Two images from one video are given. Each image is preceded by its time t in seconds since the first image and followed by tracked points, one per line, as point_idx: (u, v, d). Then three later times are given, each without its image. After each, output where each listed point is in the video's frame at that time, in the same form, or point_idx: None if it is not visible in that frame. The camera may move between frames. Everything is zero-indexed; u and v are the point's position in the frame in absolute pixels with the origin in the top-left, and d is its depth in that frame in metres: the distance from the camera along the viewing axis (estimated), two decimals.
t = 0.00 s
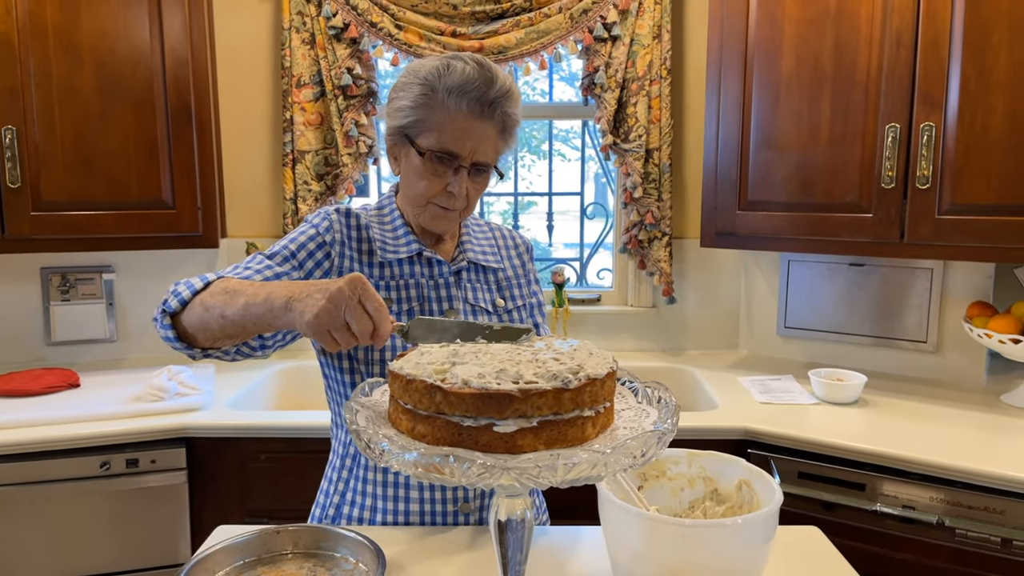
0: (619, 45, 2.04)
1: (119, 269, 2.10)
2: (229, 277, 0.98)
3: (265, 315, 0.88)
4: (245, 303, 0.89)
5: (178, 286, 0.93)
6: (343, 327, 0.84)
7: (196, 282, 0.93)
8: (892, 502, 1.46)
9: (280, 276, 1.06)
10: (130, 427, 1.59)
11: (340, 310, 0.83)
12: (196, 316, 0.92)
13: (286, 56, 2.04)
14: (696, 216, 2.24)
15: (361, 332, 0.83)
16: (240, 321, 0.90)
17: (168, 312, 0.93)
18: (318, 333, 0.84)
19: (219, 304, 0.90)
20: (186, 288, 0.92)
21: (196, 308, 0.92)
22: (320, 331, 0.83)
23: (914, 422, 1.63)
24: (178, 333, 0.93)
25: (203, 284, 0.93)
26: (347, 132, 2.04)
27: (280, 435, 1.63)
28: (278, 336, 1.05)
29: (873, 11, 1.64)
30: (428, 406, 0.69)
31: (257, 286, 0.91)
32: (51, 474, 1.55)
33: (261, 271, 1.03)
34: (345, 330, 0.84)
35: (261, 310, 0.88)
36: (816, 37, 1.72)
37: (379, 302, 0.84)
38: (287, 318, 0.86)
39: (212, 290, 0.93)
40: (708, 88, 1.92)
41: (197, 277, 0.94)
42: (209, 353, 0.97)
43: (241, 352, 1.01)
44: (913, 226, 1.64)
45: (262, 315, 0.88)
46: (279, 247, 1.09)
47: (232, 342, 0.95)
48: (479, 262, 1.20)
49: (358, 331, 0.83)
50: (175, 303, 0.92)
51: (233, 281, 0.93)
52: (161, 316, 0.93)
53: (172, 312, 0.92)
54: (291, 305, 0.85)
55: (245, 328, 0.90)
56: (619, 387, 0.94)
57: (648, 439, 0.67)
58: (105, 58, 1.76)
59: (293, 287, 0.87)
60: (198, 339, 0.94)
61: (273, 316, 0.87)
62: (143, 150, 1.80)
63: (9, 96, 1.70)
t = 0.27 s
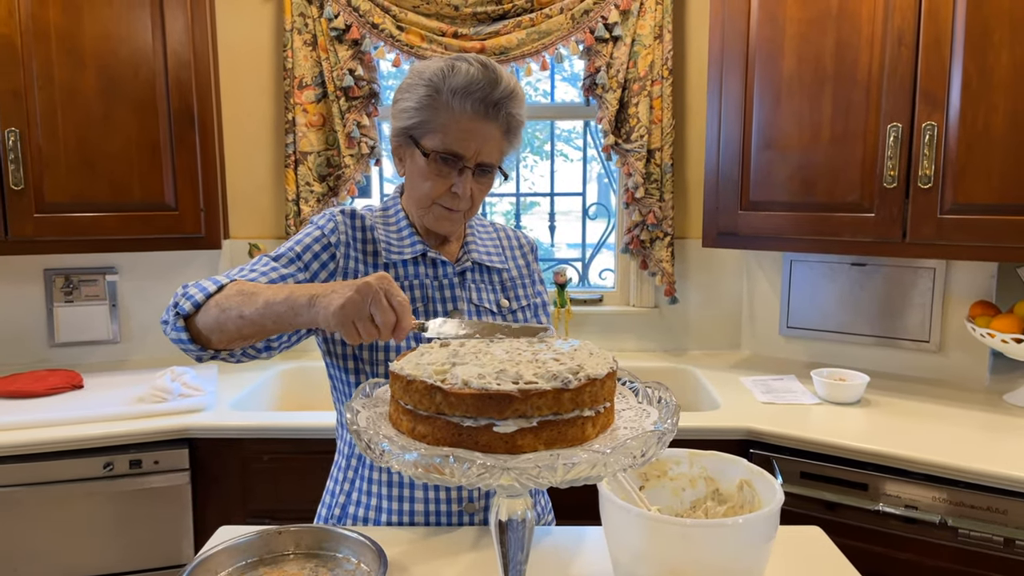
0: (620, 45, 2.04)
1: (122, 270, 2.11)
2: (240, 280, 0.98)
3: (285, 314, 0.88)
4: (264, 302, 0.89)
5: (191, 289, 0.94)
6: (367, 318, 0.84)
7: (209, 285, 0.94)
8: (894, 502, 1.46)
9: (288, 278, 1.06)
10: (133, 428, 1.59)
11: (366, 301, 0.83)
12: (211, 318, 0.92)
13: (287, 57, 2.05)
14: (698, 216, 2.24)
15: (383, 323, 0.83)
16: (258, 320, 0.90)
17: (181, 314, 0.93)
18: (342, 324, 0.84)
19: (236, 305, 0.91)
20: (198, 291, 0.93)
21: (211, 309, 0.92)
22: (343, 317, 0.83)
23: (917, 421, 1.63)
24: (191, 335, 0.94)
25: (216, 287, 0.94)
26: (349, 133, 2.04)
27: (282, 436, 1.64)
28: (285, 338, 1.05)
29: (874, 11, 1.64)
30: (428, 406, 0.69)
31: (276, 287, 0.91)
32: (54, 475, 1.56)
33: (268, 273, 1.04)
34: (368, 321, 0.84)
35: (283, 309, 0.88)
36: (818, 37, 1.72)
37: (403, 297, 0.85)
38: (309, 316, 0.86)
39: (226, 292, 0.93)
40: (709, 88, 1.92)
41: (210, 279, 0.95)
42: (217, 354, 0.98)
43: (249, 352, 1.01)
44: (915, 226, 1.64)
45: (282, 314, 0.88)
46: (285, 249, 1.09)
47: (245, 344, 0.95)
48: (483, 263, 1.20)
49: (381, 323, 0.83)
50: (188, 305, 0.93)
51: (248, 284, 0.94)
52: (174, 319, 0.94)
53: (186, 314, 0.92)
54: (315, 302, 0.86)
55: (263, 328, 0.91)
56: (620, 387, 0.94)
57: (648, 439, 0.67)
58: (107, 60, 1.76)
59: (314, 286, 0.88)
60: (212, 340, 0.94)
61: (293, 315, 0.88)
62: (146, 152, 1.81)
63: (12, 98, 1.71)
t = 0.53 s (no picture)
0: (622, 48, 2.05)
1: (125, 271, 2.12)
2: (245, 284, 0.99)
3: (295, 313, 0.89)
4: (275, 303, 0.90)
5: (199, 292, 0.94)
6: (382, 305, 0.83)
7: (217, 288, 0.94)
8: (895, 505, 1.46)
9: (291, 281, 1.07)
10: (135, 428, 1.60)
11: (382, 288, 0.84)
12: (219, 318, 0.92)
13: (291, 59, 2.05)
14: (700, 219, 2.24)
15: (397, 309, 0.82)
16: (267, 322, 0.90)
17: (188, 316, 0.93)
18: (355, 306, 0.83)
19: (246, 306, 0.92)
20: (206, 293, 0.94)
21: (220, 310, 0.92)
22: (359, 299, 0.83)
23: (919, 425, 1.63)
24: (199, 337, 0.94)
25: (224, 290, 0.94)
26: (352, 135, 2.04)
27: (283, 437, 1.64)
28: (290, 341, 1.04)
29: (876, 14, 1.64)
30: (428, 408, 0.70)
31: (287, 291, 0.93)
32: (56, 475, 1.56)
33: (272, 276, 1.04)
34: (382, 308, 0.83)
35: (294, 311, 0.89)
36: (820, 40, 1.72)
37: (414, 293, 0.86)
38: (318, 314, 0.87)
39: (235, 295, 0.94)
40: (711, 91, 1.92)
41: (218, 282, 0.95)
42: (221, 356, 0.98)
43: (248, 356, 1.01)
44: (917, 229, 1.64)
45: (293, 314, 0.89)
46: (288, 251, 1.09)
47: (253, 346, 0.95)
48: (486, 265, 1.20)
49: (394, 309, 0.82)
50: (195, 307, 0.93)
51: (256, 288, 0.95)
52: (182, 321, 0.94)
53: (193, 316, 0.93)
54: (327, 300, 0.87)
55: (271, 329, 0.91)
56: (620, 390, 0.94)
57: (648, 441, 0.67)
58: (111, 62, 1.77)
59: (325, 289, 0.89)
60: (218, 342, 0.94)
61: (305, 312, 0.88)
62: (149, 154, 1.82)
63: (16, 100, 1.71)
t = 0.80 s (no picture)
0: (625, 47, 2.05)
1: (129, 271, 2.12)
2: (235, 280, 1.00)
3: (271, 314, 0.89)
4: (255, 303, 0.91)
5: (186, 283, 0.95)
6: (358, 300, 0.83)
7: (204, 281, 0.95)
8: (899, 504, 1.46)
9: (281, 280, 1.07)
10: (139, 428, 1.60)
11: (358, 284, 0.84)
12: (202, 313, 0.93)
13: (293, 59, 2.06)
14: (703, 218, 2.24)
15: (375, 304, 0.83)
16: (245, 321, 0.91)
17: (174, 307, 0.94)
18: (332, 299, 0.83)
19: (229, 304, 0.92)
20: (193, 287, 0.94)
21: (204, 305, 0.93)
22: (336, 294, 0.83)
23: (922, 423, 1.62)
24: (181, 328, 0.95)
25: (211, 285, 0.95)
26: (354, 134, 2.04)
27: (286, 437, 1.64)
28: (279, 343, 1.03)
29: (879, 12, 1.63)
30: (430, 408, 0.70)
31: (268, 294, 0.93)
32: (60, 475, 1.57)
33: (262, 274, 1.05)
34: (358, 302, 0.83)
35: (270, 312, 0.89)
36: (823, 38, 1.71)
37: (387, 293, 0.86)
38: (293, 317, 0.87)
39: (220, 291, 0.94)
40: (714, 90, 1.92)
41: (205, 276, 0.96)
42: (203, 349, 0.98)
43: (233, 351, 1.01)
44: (921, 228, 1.63)
45: (269, 315, 0.89)
46: (286, 249, 1.10)
47: (231, 343, 0.95)
48: (489, 264, 1.20)
49: (373, 303, 0.83)
50: (180, 299, 0.94)
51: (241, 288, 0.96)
52: (166, 311, 0.94)
53: (177, 308, 0.93)
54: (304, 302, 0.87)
55: (247, 329, 0.91)
56: (622, 388, 0.94)
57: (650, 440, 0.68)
58: (115, 63, 1.77)
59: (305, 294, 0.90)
60: (199, 335, 0.95)
61: (280, 313, 0.88)
62: (152, 154, 1.82)
63: (19, 100, 1.71)
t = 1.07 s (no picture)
0: (627, 43, 2.04)
1: (131, 268, 2.12)
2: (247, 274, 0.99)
3: (284, 309, 0.89)
4: (265, 298, 0.90)
5: (196, 280, 0.94)
6: (352, 302, 0.83)
7: (213, 277, 0.94)
8: (901, 502, 1.46)
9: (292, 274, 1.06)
10: (142, 424, 1.60)
11: (350, 285, 0.83)
12: (212, 309, 0.92)
13: (295, 56, 2.05)
14: (706, 215, 2.23)
15: (369, 303, 0.82)
16: (258, 316, 0.91)
17: (185, 304, 0.94)
18: (327, 308, 0.85)
19: (239, 299, 0.92)
20: (203, 283, 0.94)
21: (215, 301, 0.93)
22: (329, 302, 0.84)
23: (925, 421, 1.62)
24: (193, 325, 0.95)
25: (220, 280, 0.94)
26: (356, 131, 2.04)
27: (288, 434, 1.64)
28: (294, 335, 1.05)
29: (883, 8, 1.63)
30: (432, 405, 0.70)
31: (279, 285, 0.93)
32: (63, 471, 1.57)
33: (273, 268, 1.05)
34: (353, 305, 0.83)
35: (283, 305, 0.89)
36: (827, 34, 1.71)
37: (389, 280, 0.84)
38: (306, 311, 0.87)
39: (229, 286, 0.94)
40: (717, 87, 1.91)
41: (214, 272, 0.95)
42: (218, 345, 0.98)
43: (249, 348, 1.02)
44: (924, 225, 1.63)
45: (281, 309, 0.89)
46: (294, 245, 1.10)
47: (245, 338, 0.95)
48: (491, 261, 1.20)
49: (366, 305, 0.82)
50: (191, 296, 0.93)
51: (251, 281, 0.95)
52: (178, 309, 0.94)
53: (188, 305, 0.93)
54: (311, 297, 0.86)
55: (261, 324, 0.91)
56: (624, 386, 0.94)
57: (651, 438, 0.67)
58: (117, 60, 1.77)
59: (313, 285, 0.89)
60: (212, 331, 0.95)
61: (292, 309, 0.88)
62: (154, 151, 1.82)
63: (21, 97, 1.72)
